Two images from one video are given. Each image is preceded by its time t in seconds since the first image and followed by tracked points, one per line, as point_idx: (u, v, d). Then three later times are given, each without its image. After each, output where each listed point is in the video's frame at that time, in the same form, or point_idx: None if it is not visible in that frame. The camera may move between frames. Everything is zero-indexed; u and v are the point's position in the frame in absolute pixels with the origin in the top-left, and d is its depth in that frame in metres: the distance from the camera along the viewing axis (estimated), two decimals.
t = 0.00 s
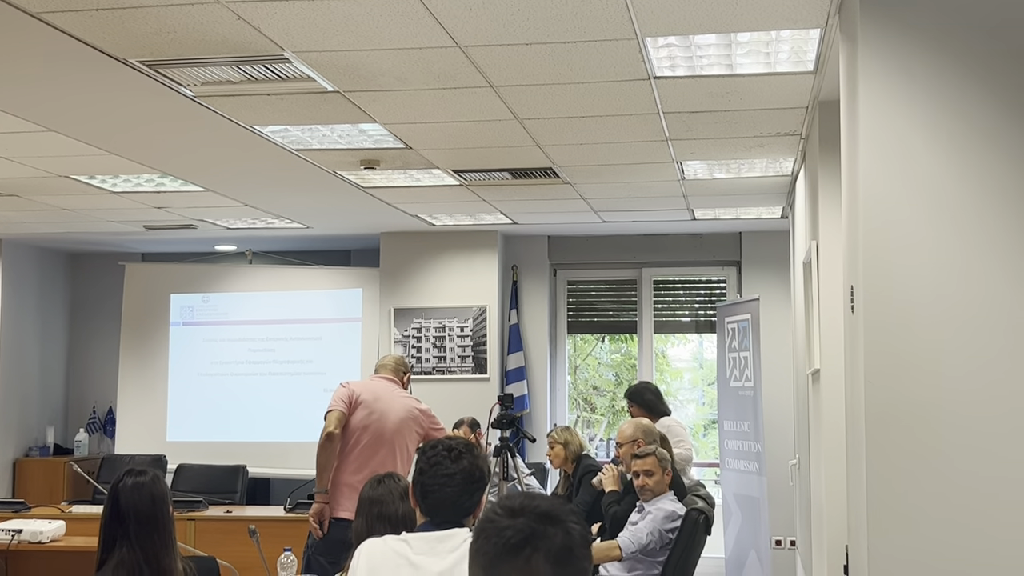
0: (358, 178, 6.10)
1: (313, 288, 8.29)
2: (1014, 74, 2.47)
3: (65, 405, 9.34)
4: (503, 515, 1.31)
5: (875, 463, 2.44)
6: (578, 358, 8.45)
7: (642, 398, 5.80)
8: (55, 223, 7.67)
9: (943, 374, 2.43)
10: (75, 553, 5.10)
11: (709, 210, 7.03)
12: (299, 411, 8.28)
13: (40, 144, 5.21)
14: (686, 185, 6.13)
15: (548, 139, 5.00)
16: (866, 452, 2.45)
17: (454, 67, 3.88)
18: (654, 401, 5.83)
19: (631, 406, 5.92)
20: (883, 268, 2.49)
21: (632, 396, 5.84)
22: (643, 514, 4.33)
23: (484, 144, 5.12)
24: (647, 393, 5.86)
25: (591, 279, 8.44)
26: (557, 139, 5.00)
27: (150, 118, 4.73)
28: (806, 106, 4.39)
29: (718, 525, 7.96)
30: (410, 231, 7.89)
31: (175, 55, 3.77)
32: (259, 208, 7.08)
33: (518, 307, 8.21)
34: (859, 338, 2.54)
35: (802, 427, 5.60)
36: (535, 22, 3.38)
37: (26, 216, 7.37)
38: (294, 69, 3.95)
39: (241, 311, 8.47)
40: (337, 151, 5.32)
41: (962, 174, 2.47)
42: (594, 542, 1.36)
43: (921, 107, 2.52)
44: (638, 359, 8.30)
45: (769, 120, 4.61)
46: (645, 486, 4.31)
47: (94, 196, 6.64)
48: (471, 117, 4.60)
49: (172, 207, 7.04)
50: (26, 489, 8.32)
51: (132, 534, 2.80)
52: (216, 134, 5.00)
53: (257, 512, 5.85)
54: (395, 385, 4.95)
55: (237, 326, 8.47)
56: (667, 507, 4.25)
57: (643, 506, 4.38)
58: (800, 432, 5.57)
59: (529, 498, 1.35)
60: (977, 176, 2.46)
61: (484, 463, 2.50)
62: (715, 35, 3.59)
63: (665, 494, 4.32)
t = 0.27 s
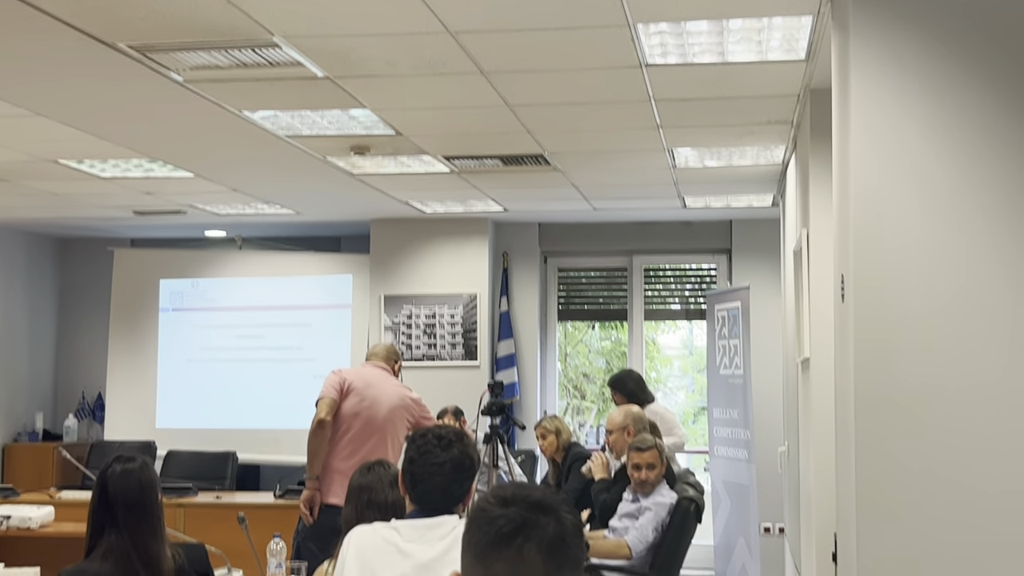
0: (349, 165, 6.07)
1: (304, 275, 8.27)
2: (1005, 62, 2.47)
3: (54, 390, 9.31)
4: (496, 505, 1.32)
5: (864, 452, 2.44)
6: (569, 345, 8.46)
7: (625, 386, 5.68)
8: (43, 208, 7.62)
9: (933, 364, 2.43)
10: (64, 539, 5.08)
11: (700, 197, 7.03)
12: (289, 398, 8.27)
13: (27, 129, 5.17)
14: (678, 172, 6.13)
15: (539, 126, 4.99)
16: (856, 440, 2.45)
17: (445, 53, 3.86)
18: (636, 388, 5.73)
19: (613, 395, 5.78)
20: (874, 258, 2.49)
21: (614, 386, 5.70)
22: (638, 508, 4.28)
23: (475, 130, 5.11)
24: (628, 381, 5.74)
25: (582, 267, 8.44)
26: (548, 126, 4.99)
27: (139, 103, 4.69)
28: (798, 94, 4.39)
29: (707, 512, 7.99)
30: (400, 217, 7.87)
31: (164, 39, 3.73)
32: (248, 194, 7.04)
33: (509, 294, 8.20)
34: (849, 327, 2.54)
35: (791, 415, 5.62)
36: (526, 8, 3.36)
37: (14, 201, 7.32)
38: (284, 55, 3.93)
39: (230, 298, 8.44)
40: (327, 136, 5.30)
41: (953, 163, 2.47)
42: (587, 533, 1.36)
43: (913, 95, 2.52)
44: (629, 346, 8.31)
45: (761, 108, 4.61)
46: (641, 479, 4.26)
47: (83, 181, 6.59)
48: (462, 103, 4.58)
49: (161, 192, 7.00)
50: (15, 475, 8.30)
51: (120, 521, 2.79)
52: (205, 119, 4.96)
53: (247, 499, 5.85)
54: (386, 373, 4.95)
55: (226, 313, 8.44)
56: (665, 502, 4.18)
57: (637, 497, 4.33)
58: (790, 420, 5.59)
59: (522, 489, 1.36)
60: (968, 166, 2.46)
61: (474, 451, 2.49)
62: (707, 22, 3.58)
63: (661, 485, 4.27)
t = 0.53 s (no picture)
0: (339, 149, 6.05)
1: (294, 259, 8.25)
2: (998, 47, 2.46)
3: (43, 375, 9.28)
4: (484, 492, 1.31)
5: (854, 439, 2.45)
6: (560, 331, 8.46)
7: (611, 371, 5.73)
8: (32, 191, 7.57)
9: (923, 351, 2.44)
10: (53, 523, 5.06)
11: (692, 183, 7.03)
12: (279, 383, 8.25)
13: (16, 111, 5.13)
14: (669, 158, 6.12)
15: (531, 111, 4.97)
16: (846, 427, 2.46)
17: (437, 38, 3.84)
18: (621, 373, 5.78)
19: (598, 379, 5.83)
20: (866, 245, 2.49)
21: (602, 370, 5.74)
22: (629, 499, 4.28)
23: (467, 115, 5.09)
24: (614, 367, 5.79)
25: (573, 252, 8.43)
26: (539, 111, 4.97)
27: (128, 86, 4.66)
28: (790, 80, 4.38)
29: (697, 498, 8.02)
30: (391, 202, 7.85)
31: (154, 22, 3.70)
32: (239, 178, 7.01)
33: (500, 280, 8.20)
34: (841, 313, 2.54)
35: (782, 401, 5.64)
36: None
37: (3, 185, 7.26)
38: (275, 38, 3.90)
39: (220, 282, 8.41)
40: (318, 121, 5.27)
41: (946, 150, 2.47)
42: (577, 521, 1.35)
43: (906, 81, 2.51)
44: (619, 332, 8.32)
45: (753, 94, 4.60)
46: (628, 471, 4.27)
47: (72, 165, 6.55)
48: (454, 88, 4.56)
49: (151, 176, 6.96)
50: (4, 459, 8.27)
51: (109, 506, 2.78)
52: (195, 103, 4.93)
53: (237, 483, 5.85)
54: (378, 359, 4.94)
55: (217, 297, 8.41)
56: (655, 491, 4.18)
57: (626, 486, 4.34)
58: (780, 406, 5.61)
59: (511, 476, 1.35)
60: (961, 153, 2.46)
61: (465, 438, 2.49)
62: (700, 8, 3.56)
63: (649, 476, 4.27)
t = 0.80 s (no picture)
0: (330, 140, 6.03)
1: (284, 251, 8.23)
2: (986, 40, 2.47)
3: (33, 365, 9.24)
4: (470, 489, 1.31)
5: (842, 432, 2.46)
6: (551, 323, 8.47)
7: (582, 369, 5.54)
8: (21, 181, 7.53)
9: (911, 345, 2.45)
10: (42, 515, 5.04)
11: (683, 176, 7.03)
12: (269, 375, 8.24)
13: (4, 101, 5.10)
14: (661, 151, 6.12)
15: (522, 103, 4.96)
16: (835, 421, 2.47)
17: (428, 30, 3.82)
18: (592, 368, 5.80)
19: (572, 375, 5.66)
20: (855, 239, 2.49)
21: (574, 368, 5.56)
22: (617, 493, 4.28)
23: (458, 107, 5.07)
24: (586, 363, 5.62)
25: (564, 244, 8.43)
26: (530, 103, 4.96)
27: (118, 77, 4.63)
28: (781, 73, 4.39)
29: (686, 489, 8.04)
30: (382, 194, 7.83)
31: (144, 13, 3.68)
32: (229, 169, 6.98)
33: (491, 272, 8.20)
34: (830, 306, 2.55)
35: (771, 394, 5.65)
36: None
37: None
38: (265, 30, 3.88)
39: (210, 273, 8.39)
40: (308, 112, 5.25)
41: (935, 145, 2.47)
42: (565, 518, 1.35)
43: (895, 75, 2.51)
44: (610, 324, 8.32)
45: (743, 87, 4.60)
46: (614, 465, 4.27)
47: (61, 155, 6.51)
48: (445, 80, 4.55)
49: (141, 167, 6.93)
50: None
51: (97, 498, 2.77)
52: (185, 93, 4.91)
53: (227, 474, 5.84)
54: (369, 353, 4.94)
55: (206, 288, 8.39)
56: (643, 485, 4.19)
57: (614, 480, 4.33)
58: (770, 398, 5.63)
59: (498, 473, 1.35)
60: (950, 148, 2.46)
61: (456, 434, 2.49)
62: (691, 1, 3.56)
63: (635, 469, 4.28)
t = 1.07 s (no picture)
0: (320, 128, 6.00)
1: (274, 239, 8.20)
2: (974, 28, 2.47)
3: (21, 353, 9.21)
4: (461, 476, 1.31)
5: (831, 420, 2.47)
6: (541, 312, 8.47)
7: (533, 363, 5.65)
8: (9, 168, 7.48)
9: (898, 335, 2.46)
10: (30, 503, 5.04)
11: (673, 165, 7.03)
12: (258, 364, 8.22)
13: None
14: (651, 140, 6.11)
15: (512, 92, 4.95)
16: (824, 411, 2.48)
17: (418, 18, 3.81)
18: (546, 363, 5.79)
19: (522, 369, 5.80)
20: (844, 228, 2.50)
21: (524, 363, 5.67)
22: (606, 479, 4.36)
23: (449, 96, 5.06)
24: (539, 356, 5.73)
25: (554, 234, 8.43)
26: (520, 92, 4.95)
27: (107, 63, 4.60)
28: (771, 63, 4.39)
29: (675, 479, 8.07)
30: (373, 182, 7.81)
31: None
32: (218, 157, 6.95)
33: (481, 261, 8.19)
34: (819, 294, 2.56)
35: (760, 383, 5.66)
36: None
37: None
38: (254, 17, 3.86)
39: (200, 261, 8.36)
40: (298, 100, 5.23)
41: (925, 136, 2.48)
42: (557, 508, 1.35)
43: (883, 65, 2.52)
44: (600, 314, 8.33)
45: (734, 76, 4.60)
46: (603, 448, 4.36)
47: (49, 142, 6.47)
48: (435, 68, 4.53)
49: (130, 154, 6.89)
50: None
51: (86, 486, 2.77)
52: (175, 81, 4.88)
53: (216, 463, 5.84)
54: (362, 344, 4.94)
55: (196, 276, 8.36)
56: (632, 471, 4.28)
57: (604, 467, 4.41)
58: (760, 387, 5.64)
59: (490, 461, 1.35)
60: (940, 138, 2.47)
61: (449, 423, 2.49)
62: None
63: (624, 456, 4.36)
